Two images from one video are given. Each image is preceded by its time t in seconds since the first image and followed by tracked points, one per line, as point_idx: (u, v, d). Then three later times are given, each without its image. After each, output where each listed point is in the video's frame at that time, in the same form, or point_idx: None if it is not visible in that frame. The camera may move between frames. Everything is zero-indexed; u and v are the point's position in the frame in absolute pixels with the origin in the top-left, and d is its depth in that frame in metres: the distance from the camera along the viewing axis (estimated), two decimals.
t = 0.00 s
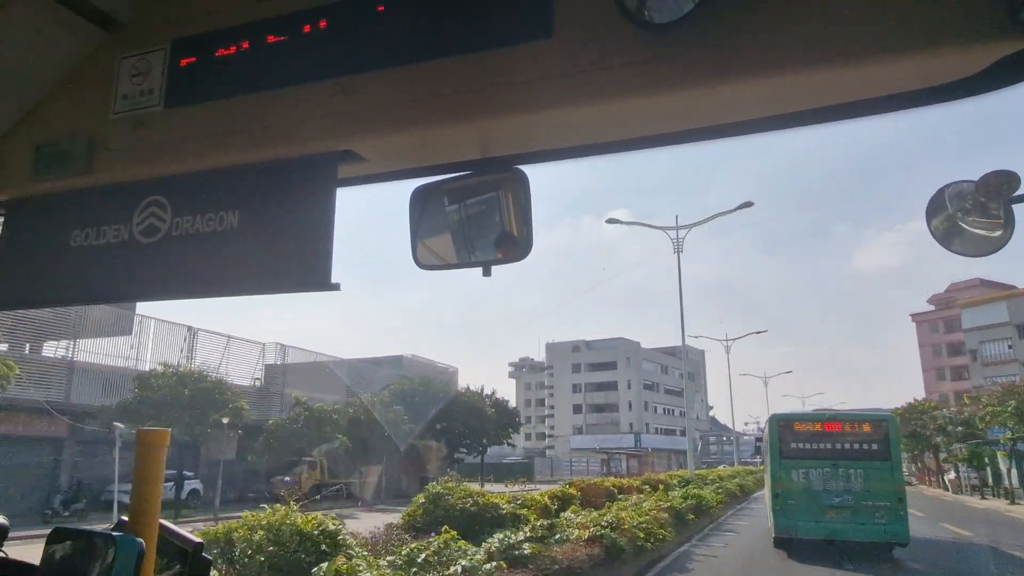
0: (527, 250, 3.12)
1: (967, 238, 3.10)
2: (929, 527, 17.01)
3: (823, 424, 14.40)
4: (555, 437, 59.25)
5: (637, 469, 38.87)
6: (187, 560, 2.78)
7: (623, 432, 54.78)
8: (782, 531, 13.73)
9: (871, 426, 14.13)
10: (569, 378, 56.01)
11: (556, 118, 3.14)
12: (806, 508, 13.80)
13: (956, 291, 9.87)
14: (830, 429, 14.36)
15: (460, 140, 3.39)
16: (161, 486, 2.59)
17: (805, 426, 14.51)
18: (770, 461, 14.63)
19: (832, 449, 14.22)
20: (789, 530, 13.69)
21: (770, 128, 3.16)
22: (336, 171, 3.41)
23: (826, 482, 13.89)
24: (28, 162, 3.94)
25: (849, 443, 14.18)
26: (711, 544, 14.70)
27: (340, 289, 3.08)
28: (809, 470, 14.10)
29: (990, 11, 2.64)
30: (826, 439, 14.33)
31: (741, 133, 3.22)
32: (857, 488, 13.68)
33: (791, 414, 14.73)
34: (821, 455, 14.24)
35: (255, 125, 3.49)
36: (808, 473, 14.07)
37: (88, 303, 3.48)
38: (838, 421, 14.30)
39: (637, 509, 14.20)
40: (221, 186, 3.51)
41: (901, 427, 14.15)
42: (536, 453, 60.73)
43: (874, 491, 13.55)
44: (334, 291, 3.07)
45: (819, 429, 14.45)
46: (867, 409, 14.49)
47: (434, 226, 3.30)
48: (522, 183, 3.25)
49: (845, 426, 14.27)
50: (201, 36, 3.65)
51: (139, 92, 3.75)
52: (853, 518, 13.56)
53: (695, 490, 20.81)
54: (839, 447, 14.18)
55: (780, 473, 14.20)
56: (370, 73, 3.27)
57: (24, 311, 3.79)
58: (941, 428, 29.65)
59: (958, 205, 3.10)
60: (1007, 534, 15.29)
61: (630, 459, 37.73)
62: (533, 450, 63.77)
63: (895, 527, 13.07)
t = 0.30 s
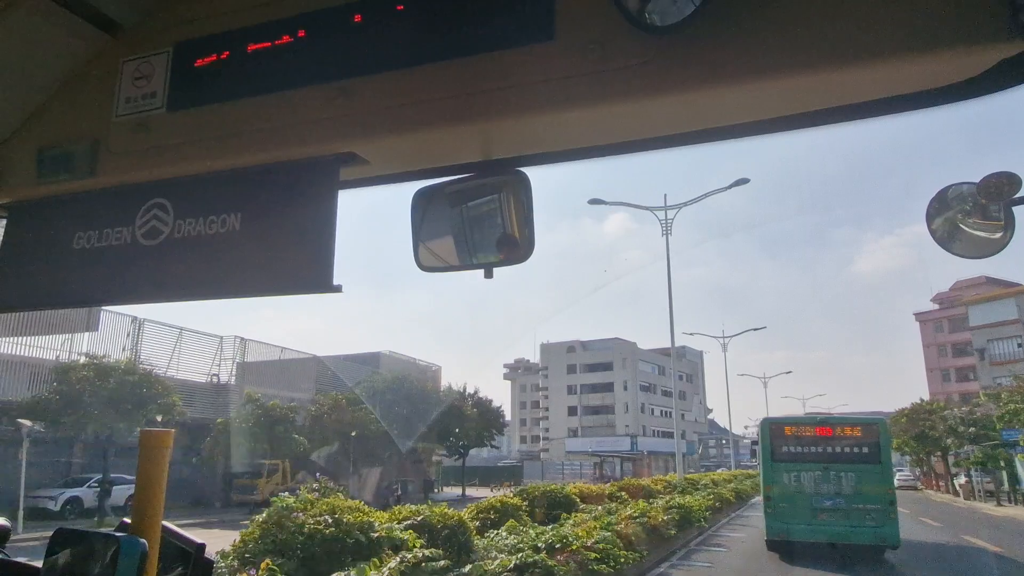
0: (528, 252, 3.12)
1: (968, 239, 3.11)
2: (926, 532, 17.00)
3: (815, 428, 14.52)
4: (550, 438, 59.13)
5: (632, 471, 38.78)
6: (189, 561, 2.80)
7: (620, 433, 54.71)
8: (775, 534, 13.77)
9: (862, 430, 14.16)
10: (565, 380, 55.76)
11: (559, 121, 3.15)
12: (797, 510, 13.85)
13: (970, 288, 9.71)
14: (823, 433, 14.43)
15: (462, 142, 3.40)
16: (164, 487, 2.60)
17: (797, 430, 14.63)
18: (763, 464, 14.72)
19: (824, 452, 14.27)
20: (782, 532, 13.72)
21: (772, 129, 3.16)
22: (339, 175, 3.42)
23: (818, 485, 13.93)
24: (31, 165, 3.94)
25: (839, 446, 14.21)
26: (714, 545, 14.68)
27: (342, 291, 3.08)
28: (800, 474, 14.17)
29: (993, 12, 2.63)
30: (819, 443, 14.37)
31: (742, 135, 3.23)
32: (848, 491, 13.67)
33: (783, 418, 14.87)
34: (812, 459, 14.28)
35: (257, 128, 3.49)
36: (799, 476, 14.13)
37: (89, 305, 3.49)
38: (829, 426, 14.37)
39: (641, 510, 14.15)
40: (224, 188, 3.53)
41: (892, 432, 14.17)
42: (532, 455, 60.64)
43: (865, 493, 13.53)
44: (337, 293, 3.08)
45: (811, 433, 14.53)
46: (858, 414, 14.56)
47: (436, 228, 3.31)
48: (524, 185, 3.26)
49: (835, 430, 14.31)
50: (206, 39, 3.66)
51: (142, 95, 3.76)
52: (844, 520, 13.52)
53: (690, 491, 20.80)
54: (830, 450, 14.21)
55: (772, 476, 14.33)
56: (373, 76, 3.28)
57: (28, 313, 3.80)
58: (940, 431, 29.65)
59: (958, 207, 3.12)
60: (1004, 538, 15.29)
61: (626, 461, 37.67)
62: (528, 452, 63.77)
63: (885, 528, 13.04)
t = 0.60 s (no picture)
0: (531, 253, 3.12)
1: (971, 241, 3.11)
2: (920, 536, 17.05)
3: (806, 431, 14.41)
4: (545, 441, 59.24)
5: (625, 474, 38.94)
6: (191, 561, 2.81)
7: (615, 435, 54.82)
8: (767, 536, 13.87)
9: (853, 432, 14.06)
10: (559, 381, 56.67)
11: (560, 122, 3.15)
12: (789, 513, 13.89)
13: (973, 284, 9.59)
14: (814, 436, 14.34)
15: (465, 144, 3.40)
16: (166, 487, 2.61)
17: (787, 434, 14.55)
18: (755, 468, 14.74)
19: (815, 455, 14.20)
20: (773, 535, 13.84)
21: (774, 131, 3.17)
22: (340, 175, 3.42)
23: (809, 488, 13.92)
24: (34, 167, 3.94)
25: (828, 449, 14.13)
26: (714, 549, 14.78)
27: (344, 292, 3.09)
28: (792, 477, 14.16)
29: (996, 14, 2.62)
30: (811, 446, 14.29)
31: (744, 137, 3.23)
32: (839, 494, 13.65)
33: (776, 421, 14.73)
34: (804, 462, 14.23)
35: (258, 129, 3.49)
36: (791, 480, 14.13)
37: (90, 306, 3.49)
38: (821, 429, 14.27)
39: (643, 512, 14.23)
40: (226, 189, 3.53)
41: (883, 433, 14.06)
42: (527, 457, 60.76)
43: (855, 496, 13.52)
44: (339, 295, 3.07)
45: (802, 436, 14.44)
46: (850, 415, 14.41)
47: (439, 230, 3.32)
48: (526, 186, 3.26)
49: (827, 432, 14.21)
50: (206, 40, 3.67)
51: (145, 96, 3.77)
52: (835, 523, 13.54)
53: (684, 493, 20.86)
54: (820, 453, 14.15)
55: (764, 480, 14.33)
56: (374, 76, 3.29)
57: (29, 314, 3.80)
58: (944, 433, 29.75)
59: (961, 209, 3.11)
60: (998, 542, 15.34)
61: (619, 464, 37.82)
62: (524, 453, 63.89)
63: (876, 532, 13.07)
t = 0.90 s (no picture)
0: (532, 254, 3.12)
1: (972, 245, 3.11)
2: (915, 540, 17.09)
3: (799, 435, 14.43)
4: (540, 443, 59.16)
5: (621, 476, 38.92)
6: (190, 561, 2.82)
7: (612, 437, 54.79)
8: (760, 538, 13.87)
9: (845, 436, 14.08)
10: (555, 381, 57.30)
11: (562, 124, 3.14)
12: (781, 516, 13.88)
13: (961, 304, 10.45)
14: (807, 440, 14.36)
15: (466, 145, 3.40)
16: (167, 487, 2.62)
17: (781, 437, 14.56)
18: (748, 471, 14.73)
19: (808, 459, 14.22)
20: (766, 537, 13.82)
21: (774, 134, 3.17)
22: (342, 177, 3.42)
23: (802, 491, 13.91)
24: (36, 169, 3.94)
25: (821, 453, 14.15)
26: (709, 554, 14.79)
27: (345, 292, 3.09)
28: (785, 481, 14.14)
29: (998, 16, 2.63)
30: (804, 450, 14.31)
31: (744, 140, 3.24)
32: (831, 497, 13.64)
33: (770, 425, 14.75)
34: (797, 466, 14.21)
35: (261, 130, 3.50)
36: (784, 483, 14.12)
37: (91, 307, 3.49)
38: (813, 433, 14.29)
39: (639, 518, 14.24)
40: (228, 190, 3.53)
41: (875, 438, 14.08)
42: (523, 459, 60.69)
43: (847, 499, 13.51)
44: (340, 295, 3.08)
45: (795, 440, 14.46)
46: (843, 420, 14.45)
47: (441, 232, 3.32)
48: (528, 188, 3.25)
49: (819, 437, 14.24)
50: (207, 42, 3.68)
51: (146, 97, 3.78)
52: (827, 526, 13.54)
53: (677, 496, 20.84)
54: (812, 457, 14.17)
55: (757, 482, 14.31)
56: (376, 77, 3.29)
57: (29, 314, 3.79)
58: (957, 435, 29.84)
59: (963, 212, 3.11)
60: (993, 545, 15.40)
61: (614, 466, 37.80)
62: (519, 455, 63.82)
63: (868, 534, 13.10)
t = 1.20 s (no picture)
0: (533, 255, 3.12)
1: (973, 247, 3.10)
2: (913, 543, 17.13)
3: (794, 438, 14.39)
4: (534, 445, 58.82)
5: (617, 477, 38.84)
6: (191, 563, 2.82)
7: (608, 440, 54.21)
8: (755, 541, 13.86)
9: (840, 439, 14.03)
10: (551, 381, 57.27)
11: (563, 125, 3.14)
12: (775, 518, 13.87)
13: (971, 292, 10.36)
14: (802, 443, 14.32)
15: (468, 147, 3.40)
16: (168, 489, 2.62)
17: (777, 441, 14.53)
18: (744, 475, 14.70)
19: (803, 462, 14.17)
20: (761, 540, 13.81)
21: (776, 135, 3.17)
22: (343, 179, 3.42)
23: (797, 494, 13.88)
24: (38, 170, 3.95)
25: (815, 456, 14.12)
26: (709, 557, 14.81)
27: (345, 294, 3.09)
28: (780, 483, 14.11)
29: (999, 17, 2.63)
30: (799, 453, 14.26)
31: (744, 142, 3.24)
32: (826, 500, 13.62)
33: (766, 428, 14.72)
34: (793, 469, 14.18)
35: (263, 132, 3.50)
36: (778, 486, 14.08)
37: (94, 309, 3.49)
38: (808, 436, 14.23)
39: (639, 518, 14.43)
40: (230, 192, 3.53)
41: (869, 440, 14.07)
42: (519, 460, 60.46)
43: (842, 502, 13.51)
44: (340, 297, 3.08)
45: (790, 443, 14.42)
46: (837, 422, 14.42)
47: (442, 235, 3.32)
48: (529, 189, 3.25)
49: (814, 440, 14.19)
50: (208, 44, 3.69)
51: (148, 99, 3.79)
52: (821, 528, 13.53)
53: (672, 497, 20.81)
54: (807, 460, 14.13)
55: (752, 486, 14.29)
56: (377, 79, 3.30)
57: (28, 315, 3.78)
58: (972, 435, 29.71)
59: (964, 214, 3.11)
60: (994, 550, 15.44)
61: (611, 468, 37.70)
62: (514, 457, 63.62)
63: (863, 537, 13.11)
